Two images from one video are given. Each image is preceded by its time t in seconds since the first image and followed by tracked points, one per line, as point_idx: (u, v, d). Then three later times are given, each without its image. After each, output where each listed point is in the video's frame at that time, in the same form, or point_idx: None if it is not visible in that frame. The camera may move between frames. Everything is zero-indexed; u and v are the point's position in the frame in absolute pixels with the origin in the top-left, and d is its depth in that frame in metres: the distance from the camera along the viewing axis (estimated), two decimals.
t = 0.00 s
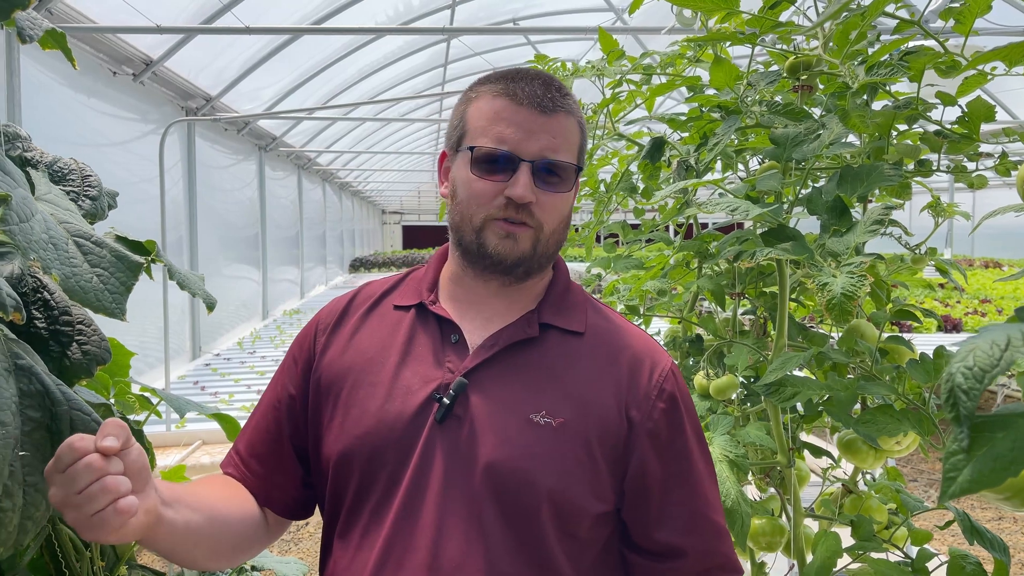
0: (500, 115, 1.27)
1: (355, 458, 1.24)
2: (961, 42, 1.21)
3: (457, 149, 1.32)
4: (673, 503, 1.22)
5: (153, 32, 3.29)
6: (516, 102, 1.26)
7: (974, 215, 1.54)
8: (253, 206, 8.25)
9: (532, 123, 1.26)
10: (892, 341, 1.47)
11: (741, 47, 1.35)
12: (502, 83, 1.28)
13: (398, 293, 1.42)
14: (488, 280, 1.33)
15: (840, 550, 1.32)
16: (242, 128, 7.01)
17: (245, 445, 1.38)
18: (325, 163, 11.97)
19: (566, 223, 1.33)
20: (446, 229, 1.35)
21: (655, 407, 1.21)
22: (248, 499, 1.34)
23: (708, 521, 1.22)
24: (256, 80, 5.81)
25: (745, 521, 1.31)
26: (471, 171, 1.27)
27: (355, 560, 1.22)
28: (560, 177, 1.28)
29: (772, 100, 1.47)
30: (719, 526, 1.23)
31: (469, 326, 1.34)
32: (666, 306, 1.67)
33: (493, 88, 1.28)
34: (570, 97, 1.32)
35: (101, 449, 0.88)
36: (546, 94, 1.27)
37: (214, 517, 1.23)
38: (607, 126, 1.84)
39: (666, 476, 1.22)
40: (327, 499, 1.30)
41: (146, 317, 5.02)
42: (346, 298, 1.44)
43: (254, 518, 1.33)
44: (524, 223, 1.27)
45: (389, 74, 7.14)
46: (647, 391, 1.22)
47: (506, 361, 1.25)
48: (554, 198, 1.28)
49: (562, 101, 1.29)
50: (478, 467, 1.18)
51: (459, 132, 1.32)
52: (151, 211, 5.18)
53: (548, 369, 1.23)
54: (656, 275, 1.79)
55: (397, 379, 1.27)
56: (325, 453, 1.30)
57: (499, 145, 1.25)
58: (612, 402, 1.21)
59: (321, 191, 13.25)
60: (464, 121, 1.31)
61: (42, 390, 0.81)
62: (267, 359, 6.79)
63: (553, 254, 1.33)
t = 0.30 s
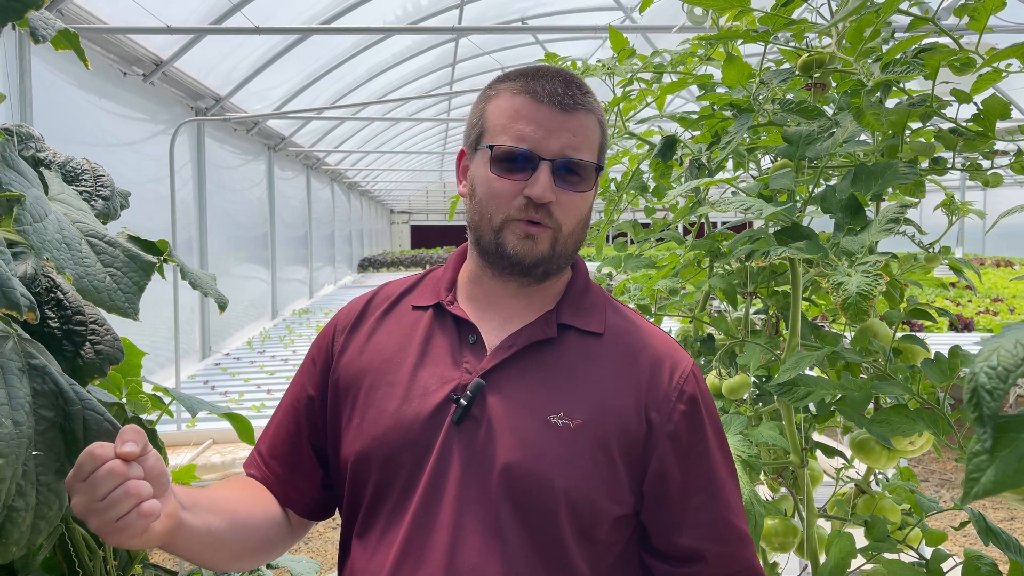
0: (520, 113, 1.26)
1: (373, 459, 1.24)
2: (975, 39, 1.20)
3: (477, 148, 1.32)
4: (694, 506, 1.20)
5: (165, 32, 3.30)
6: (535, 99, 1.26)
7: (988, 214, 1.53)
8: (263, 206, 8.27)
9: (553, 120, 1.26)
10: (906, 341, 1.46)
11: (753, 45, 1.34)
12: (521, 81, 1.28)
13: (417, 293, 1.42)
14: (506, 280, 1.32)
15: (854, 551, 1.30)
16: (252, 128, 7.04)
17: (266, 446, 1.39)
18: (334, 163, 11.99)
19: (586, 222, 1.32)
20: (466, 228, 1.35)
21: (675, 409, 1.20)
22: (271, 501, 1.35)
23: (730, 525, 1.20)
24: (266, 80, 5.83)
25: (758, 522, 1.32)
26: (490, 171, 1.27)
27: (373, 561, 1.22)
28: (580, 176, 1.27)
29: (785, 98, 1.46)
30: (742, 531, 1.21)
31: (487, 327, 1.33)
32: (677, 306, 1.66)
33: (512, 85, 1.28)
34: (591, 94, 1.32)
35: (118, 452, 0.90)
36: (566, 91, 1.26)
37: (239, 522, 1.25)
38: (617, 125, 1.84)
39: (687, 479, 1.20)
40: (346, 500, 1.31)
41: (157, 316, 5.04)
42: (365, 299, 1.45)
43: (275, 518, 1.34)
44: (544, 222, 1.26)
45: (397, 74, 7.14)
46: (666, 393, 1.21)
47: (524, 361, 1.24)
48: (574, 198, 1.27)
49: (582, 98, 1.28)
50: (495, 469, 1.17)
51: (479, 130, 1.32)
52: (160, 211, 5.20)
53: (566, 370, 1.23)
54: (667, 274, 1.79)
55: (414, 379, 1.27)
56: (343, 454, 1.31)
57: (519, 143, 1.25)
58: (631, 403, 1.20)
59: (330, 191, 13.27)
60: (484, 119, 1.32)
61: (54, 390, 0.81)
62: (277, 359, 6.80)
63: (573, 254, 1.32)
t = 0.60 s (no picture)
0: (535, 115, 1.27)
1: (393, 463, 1.25)
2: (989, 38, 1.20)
3: (494, 150, 1.33)
4: (717, 517, 1.18)
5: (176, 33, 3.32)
6: (549, 100, 1.26)
7: (1002, 214, 1.52)
8: (271, 206, 8.30)
9: (566, 121, 1.26)
10: (919, 342, 1.45)
11: (765, 45, 1.34)
12: (538, 82, 1.28)
13: (440, 295, 1.42)
14: (524, 284, 1.32)
15: (866, 553, 1.30)
16: (261, 129, 7.07)
17: (292, 446, 1.40)
18: (343, 164, 12.02)
19: (604, 224, 1.31)
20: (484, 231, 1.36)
21: (699, 418, 1.18)
22: (297, 501, 1.37)
23: (754, 536, 1.18)
24: (275, 81, 5.84)
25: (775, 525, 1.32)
26: (504, 173, 1.28)
27: (393, 565, 1.23)
28: (595, 178, 1.26)
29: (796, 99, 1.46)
30: (767, 542, 1.19)
31: (508, 331, 1.32)
32: (688, 306, 1.66)
33: (527, 86, 1.28)
34: (610, 94, 1.30)
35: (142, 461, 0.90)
36: (581, 91, 1.26)
37: (264, 523, 1.27)
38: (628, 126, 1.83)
39: (711, 489, 1.18)
40: (368, 502, 1.32)
41: (167, 316, 5.07)
42: (389, 301, 1.45)
43: (302, 518, 1.36)
44: (557, 224, 1.26)
45: (405, 74, 7.14)
46: (691, 402, 1.19)
47: (545, 367, 1.23)
48: (588, 199, 1.26)
49: (598, 98, 1.27)
50: (514, 476, 1.17)
51: (496, 132, 1.33)
52: (171, 211, 5.22)
53: (588, 377, 1.22)
54: (678, 274, 1.79)
55: (435, 384, 1.27)
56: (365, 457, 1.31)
57: (531, 145, 1.26)
58: (653, 411, 1.18)
59: (339, 191, 13.30)
60: (501, 121, 1.33)
61: (69, 391, 0.81)
62: (286, 359, 6.82)
63: (592, 258, 1.30)
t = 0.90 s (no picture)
0: (540, 112, 1.29)
1: (416, 465, 1.26)
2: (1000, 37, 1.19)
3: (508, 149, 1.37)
4: (744, 532, 1.14)
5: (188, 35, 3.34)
6: (553, 97, 1.28)
7: (1014, 213, 1.51)
8: (280, 206, 8.34)
9: (567, 116, 1.26)
10: (928, 342, 1.44)
11: (774, 45, 1.34)
12: (548, 80, 1.30)
13: (468, 298, 1.43)
14: (544, 286, 1.32)
15: (876, 554, 1.29)
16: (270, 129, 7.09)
17: (327, 443, 1.44)
18: (351, 164, 12.05)
19: (614, 225, 1.28)
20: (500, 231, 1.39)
21: (726, 428, 1.14)
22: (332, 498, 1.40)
23: (783, 552, 1.14)
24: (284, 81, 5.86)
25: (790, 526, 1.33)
26: (512, 170, 1.31)
27: (415, 566, 1.24)
28: (596, 174, 1.25)
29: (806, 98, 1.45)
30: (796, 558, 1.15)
31: (531, 334, 1.32)
32: (697, 306, 1.66)
33: (536, 84, 1.31)
34: (621, 90, 1.29)
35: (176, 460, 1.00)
36: (586, 87, 1.26)
37: (296, 519, 1.31)
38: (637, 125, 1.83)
39: (737, 502, 1.14)
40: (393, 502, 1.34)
41: (177, 316, 5.10)
42: (418, 303, 1.47)
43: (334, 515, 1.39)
44: (557, 221, 1.26)
45: (413, 74, 7.15)
46: (718, 410, 1.15)
47: (568, 372, 1.22)
48: (587, 195, 1.25)
49: (603, 94, 1.26)
50: (534, 481, 1.16)
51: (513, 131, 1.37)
52: (180, 211, 5.25)
53: (611, 383, 1.20)
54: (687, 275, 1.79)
55: (458, 387, 1.28)
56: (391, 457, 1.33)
57: (533, 141, 1.28)
58: (677, 420, 1.16)
59: (348, 191, 13.33)
60: (517, 120, 1.36)
61: (81, 391, 0.82)
62: (295, 359, 6.85)
63: (602, 257, 1.28)
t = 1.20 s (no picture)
0: (570, 118, 1.28)
1: (441, 465, 1.28)
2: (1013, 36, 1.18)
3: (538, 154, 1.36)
4: (769, 544, 1.10)
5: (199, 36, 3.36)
6: (584, 103, 1.27)
7: None
8: (290, 206, 8.37)
9: (598, 123, 1.25)
10: (940, 342, 1.44)
11: (784, 44, 1.33)
12: (577, 84, 1.29)
13: (497, 300, 1.45)
14: (571, 291, 1.32)
15: (888, 554, 1.29)
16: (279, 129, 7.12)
17: (361, 441, 1.46)
18: (360, 164, 12.09)
19: (646, 230, 1.28)
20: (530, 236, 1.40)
21: (751, 436, 1.11)
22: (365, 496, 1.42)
23: (810, 565, 1.10)
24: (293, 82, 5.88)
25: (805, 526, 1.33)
26: (543, 178, 1.31)
27: (439, 565, 1.26)
28: (629, 182, 1.24)
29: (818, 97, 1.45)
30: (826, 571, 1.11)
31: (558, 337, 1.33)
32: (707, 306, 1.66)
33: (566, 88, 1.30)
34: (654, 93, 1.27)
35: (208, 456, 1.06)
36: (618, 92, 1.25)
37: (330, 514, 1.34)
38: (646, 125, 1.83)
39: (762, 513, 1.11)
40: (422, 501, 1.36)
41: (187, 316, 5.13)
42: (448, 305, 1.49)
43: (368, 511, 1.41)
44: (590, 230, 1.26)
45: (421, 74, 7.16)
46: (743, 418, 1.12)
47: (591, 376, 1.22)
48: (620, 204, 1.24)
49: (636, 98, 1.25)
50: (555, 485, 1.16)
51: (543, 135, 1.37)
52: (190, 212, 5.28)
53: (634, 388, 1.19)
54: (697, 274, 1.78)
55: (484, 389, 1.28)
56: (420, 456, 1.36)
57: (564, 149, 1.27)
58: (700, 427, 1.13)
59: (356, 192, 13.37)
60: (548, 124, 1.36)
61: (95, 390, 0.83)
62: (304, 358, 6.88)
63: (636, 263, 1.28)
